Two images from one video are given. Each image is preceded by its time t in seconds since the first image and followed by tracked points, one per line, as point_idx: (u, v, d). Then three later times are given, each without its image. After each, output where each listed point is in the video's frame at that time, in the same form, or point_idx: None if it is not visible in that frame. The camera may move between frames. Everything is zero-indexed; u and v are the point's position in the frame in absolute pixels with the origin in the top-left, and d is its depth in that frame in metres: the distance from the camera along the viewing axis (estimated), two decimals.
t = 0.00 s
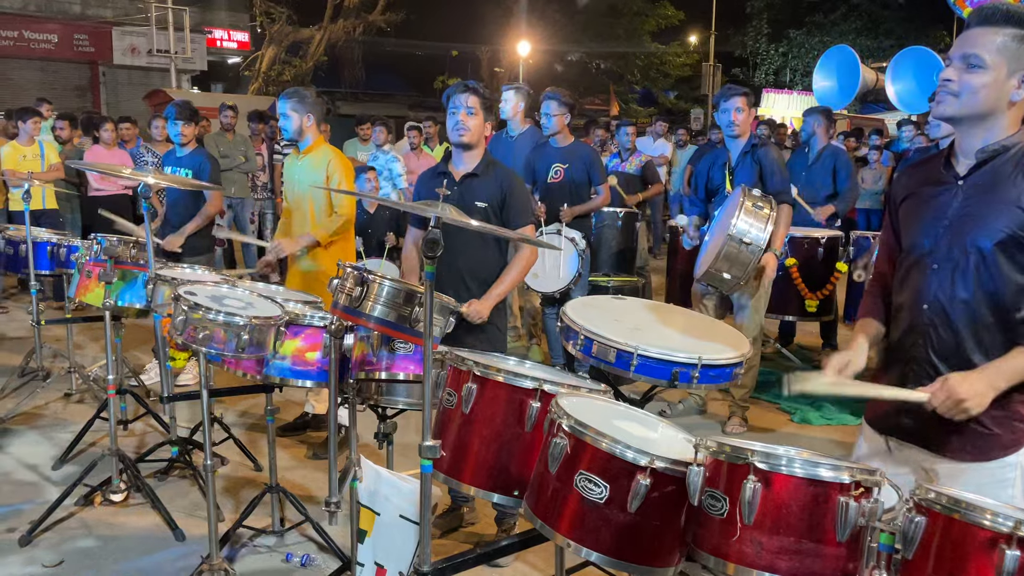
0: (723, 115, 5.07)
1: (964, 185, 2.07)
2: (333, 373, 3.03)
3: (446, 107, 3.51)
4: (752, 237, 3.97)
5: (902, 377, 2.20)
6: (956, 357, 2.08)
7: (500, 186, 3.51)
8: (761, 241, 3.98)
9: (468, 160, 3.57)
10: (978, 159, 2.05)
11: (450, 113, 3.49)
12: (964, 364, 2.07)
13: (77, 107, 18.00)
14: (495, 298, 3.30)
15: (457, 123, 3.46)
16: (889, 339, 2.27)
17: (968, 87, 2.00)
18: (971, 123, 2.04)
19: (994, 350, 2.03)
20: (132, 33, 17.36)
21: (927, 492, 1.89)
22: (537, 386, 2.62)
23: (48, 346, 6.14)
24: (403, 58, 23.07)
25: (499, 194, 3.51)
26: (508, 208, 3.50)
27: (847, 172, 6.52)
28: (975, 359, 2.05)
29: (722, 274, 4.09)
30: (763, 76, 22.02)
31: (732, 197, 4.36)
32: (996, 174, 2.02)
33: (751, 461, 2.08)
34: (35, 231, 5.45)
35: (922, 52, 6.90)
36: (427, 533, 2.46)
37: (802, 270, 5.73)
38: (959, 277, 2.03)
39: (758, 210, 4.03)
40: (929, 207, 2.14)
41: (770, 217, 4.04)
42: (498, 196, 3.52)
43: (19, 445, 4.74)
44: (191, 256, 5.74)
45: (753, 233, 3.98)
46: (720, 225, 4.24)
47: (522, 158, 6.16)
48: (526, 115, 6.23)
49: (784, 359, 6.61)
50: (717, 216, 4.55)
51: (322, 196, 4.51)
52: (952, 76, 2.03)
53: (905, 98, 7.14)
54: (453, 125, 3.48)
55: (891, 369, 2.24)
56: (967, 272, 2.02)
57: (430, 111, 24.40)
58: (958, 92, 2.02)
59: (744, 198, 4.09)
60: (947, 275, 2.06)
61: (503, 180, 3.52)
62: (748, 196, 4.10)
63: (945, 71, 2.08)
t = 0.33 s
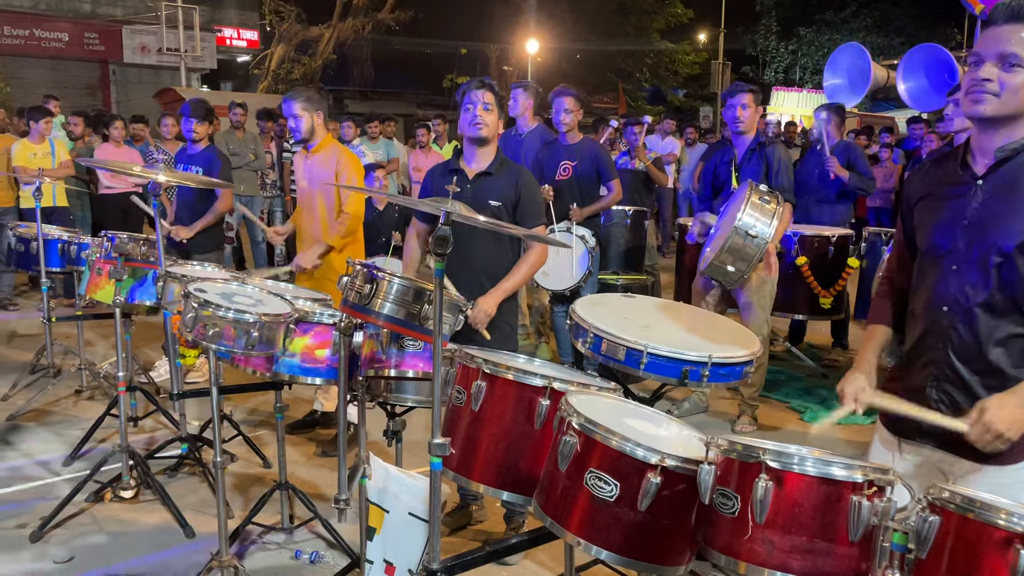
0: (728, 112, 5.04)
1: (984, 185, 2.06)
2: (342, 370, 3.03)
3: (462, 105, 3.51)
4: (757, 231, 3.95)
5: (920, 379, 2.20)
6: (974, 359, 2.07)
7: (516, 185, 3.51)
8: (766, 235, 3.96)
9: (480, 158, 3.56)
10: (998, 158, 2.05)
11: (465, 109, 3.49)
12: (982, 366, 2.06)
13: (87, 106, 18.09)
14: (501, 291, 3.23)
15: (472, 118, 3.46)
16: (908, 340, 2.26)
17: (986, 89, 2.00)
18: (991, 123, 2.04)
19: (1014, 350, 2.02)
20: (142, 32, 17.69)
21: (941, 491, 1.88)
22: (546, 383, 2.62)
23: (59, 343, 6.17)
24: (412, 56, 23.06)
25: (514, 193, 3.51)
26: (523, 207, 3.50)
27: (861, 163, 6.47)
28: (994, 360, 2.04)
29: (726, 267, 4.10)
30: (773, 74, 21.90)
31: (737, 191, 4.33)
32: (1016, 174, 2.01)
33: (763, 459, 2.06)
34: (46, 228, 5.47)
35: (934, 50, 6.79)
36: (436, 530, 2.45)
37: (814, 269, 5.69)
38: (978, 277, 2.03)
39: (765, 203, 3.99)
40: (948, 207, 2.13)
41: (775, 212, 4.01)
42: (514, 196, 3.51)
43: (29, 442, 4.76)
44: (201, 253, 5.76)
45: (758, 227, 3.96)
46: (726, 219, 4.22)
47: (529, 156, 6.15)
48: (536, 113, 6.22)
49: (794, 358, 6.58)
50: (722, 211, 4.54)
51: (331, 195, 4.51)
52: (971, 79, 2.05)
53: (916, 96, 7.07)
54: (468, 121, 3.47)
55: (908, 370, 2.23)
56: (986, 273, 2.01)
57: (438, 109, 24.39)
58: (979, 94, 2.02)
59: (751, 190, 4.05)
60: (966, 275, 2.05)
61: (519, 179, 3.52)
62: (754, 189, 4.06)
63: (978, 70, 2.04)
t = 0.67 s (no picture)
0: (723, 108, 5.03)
1: (1005, 182, 2.07)
2: (355, 368, 3.03)
3: (474, 102, 3.49)
4: (759, 219, 3.90)
5: (943, 379, 2.21)
6: (998, 358, 2.07)
7: (526, 182, 3.50)
8: (766, 225, 3.92)
9: (491, 156, 3.55)
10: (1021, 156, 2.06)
11: (479, 108, 3.47)
12: (1007, 364, 2.06)
13: (100, 103, 18.22)
14: (528, 302, 3.30)
15: (487, 118, 3.44)
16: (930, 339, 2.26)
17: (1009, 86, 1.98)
18: (1013, 121, 2.04)
19: None
20: (154, 30, 17.60)
21: (959, 492, 1.85)
22: (559, 381, 2.60)
23: (72, 340, 6.21)
24: (422, 54, 23.09)
25: (524, 190, 3.49)
26: (532, 204, 3.48)
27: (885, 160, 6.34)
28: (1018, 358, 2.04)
29: (728, 253, 3.99)
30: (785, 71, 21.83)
31: (735, 184, 4.30)
32: None
33: (779, 459, 2.04)
34: (60, 225, 5.51)
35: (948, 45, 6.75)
36: (448, 528, 2.44)
37: (827, 265, 5.64)
38: (1000, 274, 2.03)
39: (765, 193, 3.98)
40: (968, 205, 2.14)
41: (775, 203, 4.00)
42: (523, 193, 3.50)
43: (43, 438, 4.79)
44: (213, 251, 5.78)
45: (759, 217, 3.91)
46: (725, 210, 4.15)
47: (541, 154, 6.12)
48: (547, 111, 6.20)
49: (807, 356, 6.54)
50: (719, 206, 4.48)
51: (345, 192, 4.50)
52: (993, 74, 2.03)
53: (931, 93, 7.00)
54: (483, 120, 3.45)
55: (932, 371, 2.24)
56: (1007, 269, 2.02)
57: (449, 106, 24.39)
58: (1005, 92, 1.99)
59: (750, 181, 4.04)
60: (987, 272, 2.05)
61: (528, 175, 3.50)
62: (755, 179, 4.05)
63: (1008, 68, 1.98)
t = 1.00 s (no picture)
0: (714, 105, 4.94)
1: None
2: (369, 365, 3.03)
3: (491, 100, 3.46)
4: (765, 218, 3.88)
5: (961, 378, 2.19)
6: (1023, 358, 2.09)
7: (541, 179, 3.49)
8: (773, 222, 3.89)
9: (506, 153, 3.54)
10: None
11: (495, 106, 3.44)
12: None
13: (116, 101, 18.34)
14: (528, 301, 3.25)
15: (504, 118, 3.43)
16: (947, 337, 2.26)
17: None
18: None
19: None
20: (169, 28, 17.81)
21: (981, 492, 1.83)
22: (574, 379, 2.59)
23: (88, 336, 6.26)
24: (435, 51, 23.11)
25: (539, 188, 3.49)
26: (546, 202, 3.48)
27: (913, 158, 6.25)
28: None
29: (735, 250, 3.97)
30: (800, 68, 21.73)
31: (740, 180, 4.26)
32: None
33: (797, 459, 2.02)
34: (76, 222, 5.54)
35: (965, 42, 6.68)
36: (463, 526, 2.44)
37: (841, 266, 5.60)
38: None
39: (770, 191, 3.93)
40: (993, 201, 2.13)
41: (781, 198, 3.94)
42: (538, 190, 3.49)
43: (60, 434, 4.83)
44: (228, 247, 5.81)
45: (766, 215, 3.88)
46: (730, 209, 4.14)
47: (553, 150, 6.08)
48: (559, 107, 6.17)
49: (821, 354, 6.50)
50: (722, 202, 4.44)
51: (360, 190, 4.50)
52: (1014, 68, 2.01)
53: (947, 90, 6.86)
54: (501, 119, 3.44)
55: (949, 370, 2.23)
56: None
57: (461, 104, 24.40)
58: None
59: (755, 178, 3.98)
60: (1015, 269, 2.07)
61: (543, 172, 3.50)
62: (759, 176, 4.00)
63: None
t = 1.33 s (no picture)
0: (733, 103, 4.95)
1: None
2: (385, 363, 3.03)
3: (504, 99, 3.42)
4: (786, 214, 3.84)
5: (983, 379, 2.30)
6: None
7: (553, 178, 3.47)
8: (795, 218, 3.86)
9: (518, 152, 3.54)
10: None
11: (507, 105, 3.41)
12: None
13: (131, 100, 18.45)
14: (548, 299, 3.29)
15: (516, 119, 3.40)
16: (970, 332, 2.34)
17: None
18: None
19: None
20: (183, 26, 18.16)
21: (1005, 494, 1.86)
22: (590, 377, 2.57)
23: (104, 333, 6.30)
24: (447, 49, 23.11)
25: (552, 187, 3.47)
26: (560, 201, 3.46)
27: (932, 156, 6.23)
28: None
29: (756, 246, 3.92)
30: (814, 65, 21.61)
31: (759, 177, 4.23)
32: None
33: (817, 458, 2.00)
34: (92, 219, 5.57)
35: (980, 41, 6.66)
36: (479, 524, 2.43)
37: (859, 264, 5.57)
38: None
39: (790, 188, 3.91)
40: (1013, 200, 2.21)
41: (801, 196, 3.93)
42: (550, 189, 3.47)
43: (76, 430, 4.85)
44: (242, 245, 5.83)
45: (787, 211, 3.85)
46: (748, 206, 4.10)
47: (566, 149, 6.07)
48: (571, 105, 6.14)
49: (836, 353, 6.46)
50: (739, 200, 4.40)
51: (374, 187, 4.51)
52: None
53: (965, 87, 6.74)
54: (512, 118, 3.41)
55: (970, 370, 2.34)
56: None
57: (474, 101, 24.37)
58: None
59: (776, 175, 3.96)
60: None
61: (555, 171, 3.48)
62: (778, 173, 3.99)
63: None
